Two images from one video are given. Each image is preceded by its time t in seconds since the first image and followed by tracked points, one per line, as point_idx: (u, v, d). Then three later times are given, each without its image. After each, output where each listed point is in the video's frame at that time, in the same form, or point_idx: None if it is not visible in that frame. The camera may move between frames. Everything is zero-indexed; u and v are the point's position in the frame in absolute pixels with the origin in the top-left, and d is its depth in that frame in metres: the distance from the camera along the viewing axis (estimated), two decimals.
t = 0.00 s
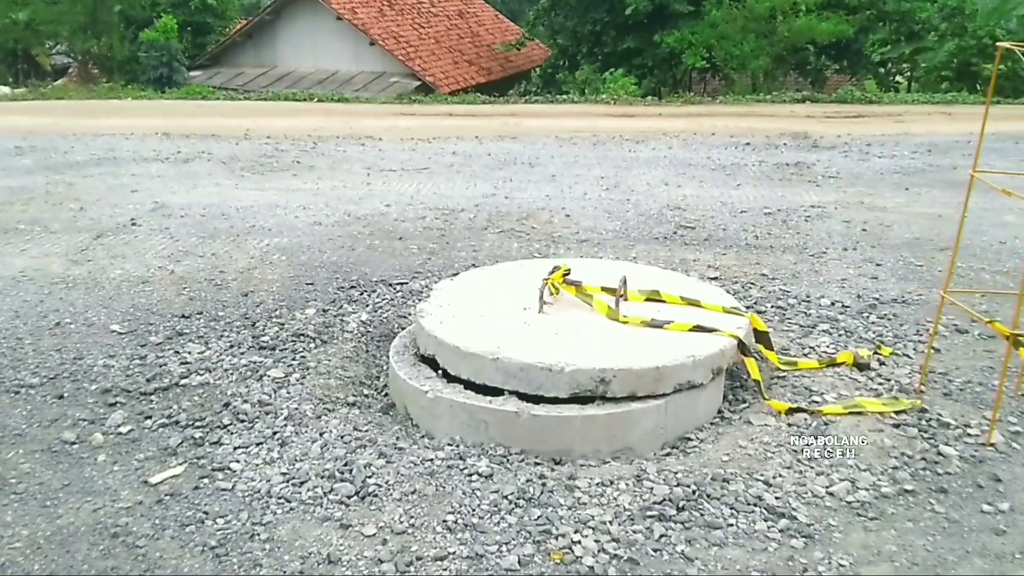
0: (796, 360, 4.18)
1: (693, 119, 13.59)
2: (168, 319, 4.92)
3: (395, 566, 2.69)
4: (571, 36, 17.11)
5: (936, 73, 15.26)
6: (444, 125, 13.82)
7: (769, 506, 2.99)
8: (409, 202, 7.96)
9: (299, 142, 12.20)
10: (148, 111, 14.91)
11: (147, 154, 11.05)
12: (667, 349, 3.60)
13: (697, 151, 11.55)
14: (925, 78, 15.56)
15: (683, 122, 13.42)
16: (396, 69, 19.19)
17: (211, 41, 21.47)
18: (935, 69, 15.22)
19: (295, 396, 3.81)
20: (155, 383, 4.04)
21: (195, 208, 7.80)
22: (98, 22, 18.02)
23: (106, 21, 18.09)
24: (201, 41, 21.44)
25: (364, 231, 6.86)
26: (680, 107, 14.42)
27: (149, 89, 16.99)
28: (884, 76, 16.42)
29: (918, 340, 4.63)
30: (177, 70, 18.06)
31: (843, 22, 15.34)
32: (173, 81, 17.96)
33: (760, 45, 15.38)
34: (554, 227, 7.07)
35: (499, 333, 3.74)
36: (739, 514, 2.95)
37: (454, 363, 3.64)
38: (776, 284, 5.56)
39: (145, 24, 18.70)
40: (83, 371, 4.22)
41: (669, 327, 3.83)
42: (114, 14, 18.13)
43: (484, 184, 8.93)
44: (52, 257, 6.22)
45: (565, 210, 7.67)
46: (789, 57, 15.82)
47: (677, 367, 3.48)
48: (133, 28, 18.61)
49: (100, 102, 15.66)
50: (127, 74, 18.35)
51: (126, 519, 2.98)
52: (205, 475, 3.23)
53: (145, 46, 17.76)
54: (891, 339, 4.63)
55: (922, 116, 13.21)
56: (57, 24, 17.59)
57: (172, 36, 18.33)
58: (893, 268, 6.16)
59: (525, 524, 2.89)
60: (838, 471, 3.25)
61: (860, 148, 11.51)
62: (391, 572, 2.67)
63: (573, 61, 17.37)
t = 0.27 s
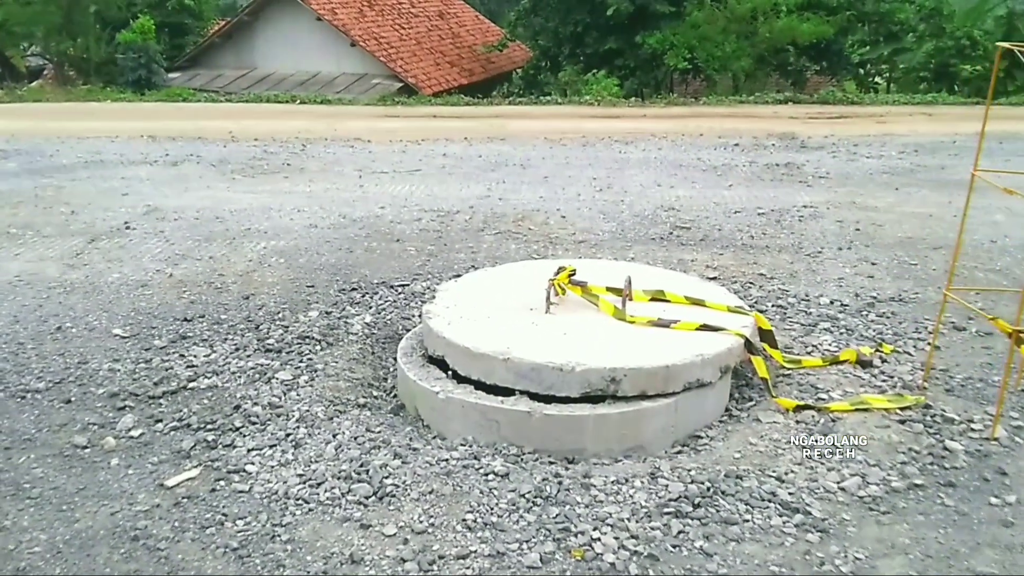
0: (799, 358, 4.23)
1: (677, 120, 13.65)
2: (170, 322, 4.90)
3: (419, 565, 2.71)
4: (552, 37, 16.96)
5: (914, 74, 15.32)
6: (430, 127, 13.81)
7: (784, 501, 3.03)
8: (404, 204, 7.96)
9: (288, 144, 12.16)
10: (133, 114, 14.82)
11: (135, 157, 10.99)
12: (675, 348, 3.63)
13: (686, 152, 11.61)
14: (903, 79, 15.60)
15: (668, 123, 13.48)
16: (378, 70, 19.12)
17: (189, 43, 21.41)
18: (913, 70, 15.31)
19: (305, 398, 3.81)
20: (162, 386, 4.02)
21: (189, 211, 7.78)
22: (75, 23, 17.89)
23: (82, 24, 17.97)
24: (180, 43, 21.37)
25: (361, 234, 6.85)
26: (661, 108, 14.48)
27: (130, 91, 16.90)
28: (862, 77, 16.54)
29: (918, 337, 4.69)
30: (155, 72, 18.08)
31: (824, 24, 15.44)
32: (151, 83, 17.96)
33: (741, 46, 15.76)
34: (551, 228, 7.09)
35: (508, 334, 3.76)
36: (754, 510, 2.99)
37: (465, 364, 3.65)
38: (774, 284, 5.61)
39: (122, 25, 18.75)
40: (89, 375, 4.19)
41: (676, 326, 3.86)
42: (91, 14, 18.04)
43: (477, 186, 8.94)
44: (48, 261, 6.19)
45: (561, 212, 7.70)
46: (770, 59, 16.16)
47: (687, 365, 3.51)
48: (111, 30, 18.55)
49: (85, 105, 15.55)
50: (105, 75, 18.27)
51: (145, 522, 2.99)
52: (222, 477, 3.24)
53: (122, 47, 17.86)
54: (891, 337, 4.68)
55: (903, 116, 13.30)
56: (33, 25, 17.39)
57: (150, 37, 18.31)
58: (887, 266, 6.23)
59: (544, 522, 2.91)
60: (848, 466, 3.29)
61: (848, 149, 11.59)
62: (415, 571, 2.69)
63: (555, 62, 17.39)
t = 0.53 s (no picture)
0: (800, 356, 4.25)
1: (660, 121, 13.65)
2: (167, 326, 4.86)
3: (431, 568, 2.70)
4: (536, 40, 17.13)
5: (891, 74, 15.31)
6: (415, 129, 13.77)
7: (792, 501, 3.04)
8: (396, 206, 7.93)
9: (276, 147, 12.11)
10: (118, 117, 14.72)
11: (123, 160, 10.92)
12: (679, 347, 3.64)
13: (675, 152, 11.63)
14: (879, 80, 15.53)
15: (651, 124, 13.50)
16: (362, 72, 19.07)
17: (171, 45, 21.33)
18: (890, 70, 15.30)
19: (308, 402, 3.80)
20: (162, 391, 3.99)
21: (180, 214, 7.73)
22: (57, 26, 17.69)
23: (63, 26, 17.77)
24: (162, 45, 21.31)
25: (355, 236, 6.83)
26: (643, 110, 14.46)
27: (112, 95, 16.78)
28: (840, 77, 16.52)
29: (915, 334, 4.70)
30: (138, 75, 18.09)
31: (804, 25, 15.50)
32: (133, 87, 17.89)
33: (722, 47, 15.56)
34: (545, 229, 7.09)
35: (511, 335, 3.75)
36: (763, 509, 3.00)
37: (470, 365, 3.64)
38: (770, 283, 5.62)
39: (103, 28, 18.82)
40: (87, 381, 4.14)
41: (679, 326, 3.87)
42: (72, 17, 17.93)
43: (469, 187, 8.93)
44: (40, 265, 6.13)
45: (553, 213, 7.69)
46: (750, 59, 16.01)
47: (692, 364, 3.52)
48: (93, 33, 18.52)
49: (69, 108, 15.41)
50: (86, 79, 17.98)
51: (152, 528, 2.97)
52: (227, 482, 3.21)
53: (104, 50, 17.80)
54: (889, 334, 4.70)
55: (883, 117, 13.30)
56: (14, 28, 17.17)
57: (133, 41, 18.35)
58: (880, 264, 6.25)
59: (554, 524, 2.91)
60: (854, 464, 3.31)
61: (834, 148, 11.64)
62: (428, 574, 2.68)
63: (537, 64, 17.37)
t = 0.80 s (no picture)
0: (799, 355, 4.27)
1: (643, 122, 13.67)
2: (164, 330, 4.83)
3: (444, 571, 2.70)
4: (519, 41, 17.07)
5: (867, 75, 15.43)
6: (400, 131, 13.73)
7: (800, 499, 3.05)
8: (388, 208, 7.91)
9: (264, 149, 12.05)
10: (103, 120, 14.62)
11: (111, 163, 10.84)
12: (684, 347, 3.65)
13: (663, 152, 11.65)
14: (856, 81, 15.69)
15: (634, 126, 13.52)
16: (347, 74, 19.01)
17: (153, 47, 21.24)
18: (866, 71, 15.41)
19: (310, 405, 3.78)
20: (163, 395, 3.96)
21: (171, 217, 7.69)
22: (38, 30, 17.43)
23: (45, 29, 17.52)
24: (144, 48, 21.22)
25: (348, 238, 6.80)
26: (626, 111, 14.48)
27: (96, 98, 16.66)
28: (818, 78, 16.57)
29: (911, 332, 4.73)
30: (120, 78, 18.01)
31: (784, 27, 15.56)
32: (116, 90, 17.78)
33: (703, 48, 15.63)
34: (539, 230, 7.09)
35: (515, 336, 3.75)
36: (772, 508, 3.01)
37: (474, 367, 3.64)
38: (766, 282, 5.64)
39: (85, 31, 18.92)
40: (85, 386, 4.11)
41: (682, 325, 3.88)
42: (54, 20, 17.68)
43: (460, 188, 8.91)
44: (31, 270, 6.08)
45: (546, 214, 7.69)
46: (730, 60, 16.06)
47: (697, 364, 3.53)
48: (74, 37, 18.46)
49: (52, 112, 15.28)
50: (67, 82, 17.77)
51: (159, 535, 2.94)
52: (232, 488, 3.19)
53: (85, 54, 17.69)
54: (887, 332, 4.72)
55: (862, 117, 13.37)
56: None
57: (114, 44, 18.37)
58: (872, 263, 6.28)
59: (565, 526, 2.91)
60: (859, 462, 3.32)
61: (820, 147, 11.69)
62: None
63: (520, 66, 17.35)
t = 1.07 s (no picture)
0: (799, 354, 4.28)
1: (628, 123, 13.70)
2: (162, 334, 4.80)
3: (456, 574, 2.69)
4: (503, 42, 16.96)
5: (847, 76, 15.54)
6: (386, 132, 13.69)
7: (808, 498, 3.07)
8: (380, 210, 7.89)
9: (252, 152, 12.00)
10: (88, 122, 14.52)
11: (98, 167, 10.77)
12: (688, 348, 3.65)
13: (652, 153, 11.68)
14: (836, 81, 15.80)
15: (619, 127, 13.52)
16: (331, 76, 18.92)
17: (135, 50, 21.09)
18: (846, 72, 15.51)
19: (313, 409, 3.77)
20: (164, 400, 3.94)
21: (163, 221, 7.64)
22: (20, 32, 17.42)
23: (26, 32, 17.51)
24: (126, 50, 21.08)
25: (343, 241, 6.78)
26: (610, 112, 14.52)
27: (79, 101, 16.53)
28: (799, 79, 16.62)
29: (908, 330, 4.76)
30: (102, 81, 17.63)
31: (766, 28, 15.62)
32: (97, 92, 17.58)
33: (686, 50, 15.67)
34: (534, 231, 7.10)
35: (519, 338, 3.75)
36: (781, 507, 3.03)
37: (479, 370, 3.63)
38: (762, 282, 5.66)
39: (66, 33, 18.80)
40: (83, 392, 4.08)
41: (684, 326, 3.89)
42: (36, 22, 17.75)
43: (453, 190, 8.90)
44: (24, 274, 6.03)
45: (539, 215, 7.70)
46: (714, 62, 16.17)
47: (701, 364, 3.53)
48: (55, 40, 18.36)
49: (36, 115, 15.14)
50: (48, 85, 17.63)
51: (167, 541, 2.92)
52: (238, 493, 3.18)
53: (67, 56, 17.44)
54: (884, 330, 4.75)
55: (843, 117, 13.45)
56: None
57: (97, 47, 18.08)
58: (865, 262, 6.31)
59: (575, 527, 2.91)
60: (864, 460, 3.34)
61: (807, 147, 11.75)
62: None
63: (504, 67, 17.31)
